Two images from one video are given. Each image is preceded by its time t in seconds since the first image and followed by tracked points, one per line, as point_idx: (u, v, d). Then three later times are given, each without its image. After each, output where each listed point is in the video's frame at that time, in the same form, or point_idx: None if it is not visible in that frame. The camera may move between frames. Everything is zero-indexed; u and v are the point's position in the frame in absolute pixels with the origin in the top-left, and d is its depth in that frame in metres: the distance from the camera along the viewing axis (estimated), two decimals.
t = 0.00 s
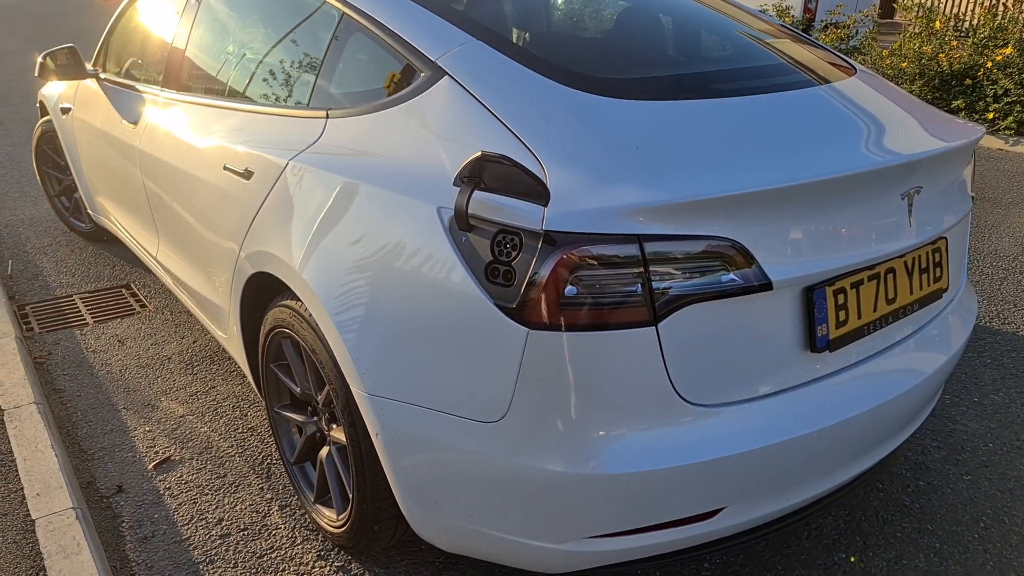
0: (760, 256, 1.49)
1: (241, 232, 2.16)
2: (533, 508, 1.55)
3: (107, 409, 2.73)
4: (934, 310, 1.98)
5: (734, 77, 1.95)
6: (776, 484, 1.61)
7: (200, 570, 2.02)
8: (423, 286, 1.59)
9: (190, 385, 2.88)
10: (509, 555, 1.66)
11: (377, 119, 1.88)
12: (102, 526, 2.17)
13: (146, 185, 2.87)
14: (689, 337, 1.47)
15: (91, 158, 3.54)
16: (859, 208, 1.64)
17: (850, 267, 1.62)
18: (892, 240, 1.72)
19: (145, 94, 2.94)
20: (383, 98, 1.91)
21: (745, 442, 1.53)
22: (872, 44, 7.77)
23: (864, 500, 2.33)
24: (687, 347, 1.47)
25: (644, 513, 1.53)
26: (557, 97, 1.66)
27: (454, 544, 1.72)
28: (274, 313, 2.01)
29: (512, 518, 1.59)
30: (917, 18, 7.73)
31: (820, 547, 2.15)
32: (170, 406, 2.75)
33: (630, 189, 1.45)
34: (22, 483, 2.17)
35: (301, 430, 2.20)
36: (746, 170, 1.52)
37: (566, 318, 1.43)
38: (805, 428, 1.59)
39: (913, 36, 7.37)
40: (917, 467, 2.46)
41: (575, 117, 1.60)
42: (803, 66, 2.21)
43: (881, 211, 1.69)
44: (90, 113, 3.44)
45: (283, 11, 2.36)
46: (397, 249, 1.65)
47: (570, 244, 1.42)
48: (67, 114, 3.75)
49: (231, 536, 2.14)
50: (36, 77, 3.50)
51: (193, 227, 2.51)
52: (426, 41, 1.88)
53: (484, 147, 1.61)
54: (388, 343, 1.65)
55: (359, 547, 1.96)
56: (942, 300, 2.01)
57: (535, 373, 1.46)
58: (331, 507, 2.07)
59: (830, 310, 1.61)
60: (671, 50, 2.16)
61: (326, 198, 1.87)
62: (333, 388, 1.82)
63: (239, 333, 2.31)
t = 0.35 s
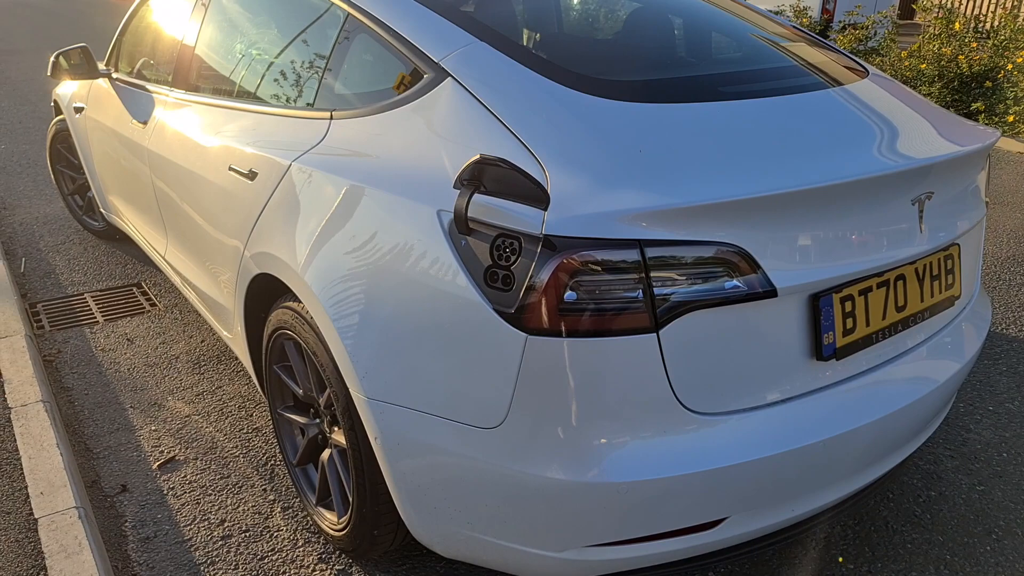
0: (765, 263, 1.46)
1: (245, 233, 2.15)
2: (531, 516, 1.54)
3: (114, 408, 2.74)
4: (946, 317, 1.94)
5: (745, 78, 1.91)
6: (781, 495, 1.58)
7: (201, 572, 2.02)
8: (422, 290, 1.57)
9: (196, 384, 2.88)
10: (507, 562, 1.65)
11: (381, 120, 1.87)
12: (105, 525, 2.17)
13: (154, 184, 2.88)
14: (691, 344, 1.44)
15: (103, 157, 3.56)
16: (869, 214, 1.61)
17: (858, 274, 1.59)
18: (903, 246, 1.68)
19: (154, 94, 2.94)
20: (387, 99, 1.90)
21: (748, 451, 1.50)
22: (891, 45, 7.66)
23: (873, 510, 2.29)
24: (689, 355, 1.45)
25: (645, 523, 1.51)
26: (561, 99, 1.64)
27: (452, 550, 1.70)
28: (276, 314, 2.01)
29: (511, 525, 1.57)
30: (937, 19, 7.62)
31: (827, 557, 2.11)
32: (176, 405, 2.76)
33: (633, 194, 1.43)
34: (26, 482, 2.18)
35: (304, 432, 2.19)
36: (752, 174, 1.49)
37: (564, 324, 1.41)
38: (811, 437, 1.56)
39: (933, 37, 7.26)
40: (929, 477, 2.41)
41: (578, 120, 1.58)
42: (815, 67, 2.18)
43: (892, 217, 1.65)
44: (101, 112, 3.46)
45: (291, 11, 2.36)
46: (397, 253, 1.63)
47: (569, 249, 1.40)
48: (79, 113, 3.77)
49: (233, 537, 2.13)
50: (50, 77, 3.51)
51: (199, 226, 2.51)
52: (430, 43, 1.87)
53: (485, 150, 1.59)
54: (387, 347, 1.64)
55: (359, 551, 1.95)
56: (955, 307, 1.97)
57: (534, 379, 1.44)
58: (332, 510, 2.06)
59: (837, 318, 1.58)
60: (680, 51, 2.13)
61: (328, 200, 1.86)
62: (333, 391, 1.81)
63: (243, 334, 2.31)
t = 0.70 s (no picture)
0: (773, 267, 1.43)
1: (250, 233, 2.15)
2: (532, 521, 1.51)
3: (122, 405, 2.75)
4: (962, 323, 1.90)
5: (757, 78, 1.87)
6: (789, 504, 1.54)
7: (204, 572, 2.02)
8: (423, 292, 1.56)
9: (204, 383, 2.89)
10: (508, 567, 1.63)
11: (386, 120, 1.86)
12: (111, 524, 2.18)
13: (164, 183, 2.88)
14: (696, 349, 1.41)
15: (116, 156, 3.57)
16: (882, 217, 1.57)
17: (869, 279, 1.55)
18: (916, 251, 1.64)
19: (165, 93, 2.95)
20: (393, 99, 1.89)
21: (754, 459, 1.47)
22: (911, 45, 7.55)
23: (886, 519, 2.25)
24: (693, 360, 1.42)
25: (647, 530, 1.48)
26: (567, 98, 1.62)
27: (453, 555, 1.68)
28: (281, 314, 2.00)
29: (511, 530, 1.55)
30: (959, 20, 7.50)
31: (837, 567, 2.07)
32: (184, 404, 2.76)
33: (637, 195, 1.40)
34: (33, 479, 2.18)
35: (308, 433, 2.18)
36: (760, 175, 1.46)
37: (566, 328, 1.38)
38: (820, 445, 1.52)
39: (954, 38, 7.15)
40: (943, 486, 2.36)
41: (583, 119, 1.55)
42: (830, 67, 2.14)
43: (906, 220, 1.61)
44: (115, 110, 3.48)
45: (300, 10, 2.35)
46: (399, 254, 1.62)
47: (572, 251, 1.38)
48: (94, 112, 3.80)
49: (237, 537, 2.13)
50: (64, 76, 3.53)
51: (207, 225, 2.51)
52: (436, 42, 1.85)
53: (489, 150, 1.57)
54: (389, 349, 1.62)
55: (362, 553, 1.93)
56: (971, 313, 1.92)
57: (535, 383, 1.42)
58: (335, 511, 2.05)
59: (847, 323, 1.54)
60: (690, 51, 2.10)
61: (332, 200, 1.84)
62: (335, 392, 1.80)
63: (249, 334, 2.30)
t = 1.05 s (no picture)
0: (776, 272, 1.40)
1: (254, 233, 2.15)
2: (530, 528, 1.50)
3: (130, 404, 2.76)
4: (974, 330, 1.85)
5: (765, 78, 1.84)
6: (793, 513, 1.51)
7: (205, 572, 2.02)
8: (423, 295, 1.55)
9: (212, 382, 2.89)
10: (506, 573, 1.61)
11: (388, 121, 1.84)
12: (115, 522, 2.18)
13: (173, 182, 2.89)
14: (696, 355, 1.39)
15: (128, 154, 3.59)
16: (892, 221, 1.53)
17: (877, 285, 1.52)
18: (926, 256, 1.60)
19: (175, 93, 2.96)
20: (395, 99, 1.88)
21: (757, 468, 1.44)
22: (931, 47, 7.44)
23: (896, 529, 2.21)
24: (693, 366, 1.39)
25: (646, 538, 1.46)
26: (569, 99, 1.60)
27: (451, 560, 1.67)
28: (284, 315, 2.00)
29: (509, 536, 1.53)
30: (980, 21, 7.38)
31: None
32: (191, 403, 2.77)
33: (638, 199, 1.38)
34: (39, 476, 2.19)
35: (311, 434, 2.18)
36: (765, 179, 1.43)
37: (564, 332, 1.37)
38: (825, 454, 1.49)
39: (975, 39, 7.04)
40: (955, 496, 2.32)
41: (585, 121, 1.53)
42: (841, 68, 2.10)
43: (916, 225, 1.57)
44: (127, 110, 3.50)
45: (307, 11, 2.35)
46: (399, 257, 1.61)
47: (571, 255, 1.36)
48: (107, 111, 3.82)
49: (239, 537, 2.13)
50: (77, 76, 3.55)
51: (213, 225, 2.51)
52: (440, 42, 1.84)
53: (489, 151, 1.55)
54: (388, 352, 1.61)
55: (362, 556, 1.92)
56: (984, 320, 1.88)
57: (532, 388, 1.40)
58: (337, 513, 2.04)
59: (853, 330, 1.51)
60: (700, 51, 2.07)
61: (335, 200, 1.84)
62: (336, 394, 1.79)
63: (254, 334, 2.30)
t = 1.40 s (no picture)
0: (780, 273, 1.38)
1: (259, 229, 2.15)
2: (528, 529, 1.48)
3: (139, 399, 2.77)
4: (988, 333, 1.81)
5: (774, 76, 1.81)
6: (797, 519, 1.48)
7: (207, 568, 2.02)
8: (423, 293, 1.53)
9: (220, 379, 2.90)
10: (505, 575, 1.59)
11: (392, 117, 1.84)
12: (119, 517, 2.19)
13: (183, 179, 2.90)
14: (698, 356, 1.37)
15: (141, 151, 3.62)
16: (901, 222, 1.50)
17: (884, 287, 1.48)
18: (937, 258, 1.57)
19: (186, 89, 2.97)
20: (399, 96, 1.87)
21: (759, 473, 1.41)
22: (952, 47, 7.33)
23: (905, 536, 2.17)
24: (695, 368, 1.37)
25: (646, 541, 1.44)
26: (572, 96, 1.58)
27: (450, 561, 1.65)
28: (287, 312, 2.00)
29: (508, 538, 1.52)
30: (1003, 21, 7.26)
31: None
32: (198, 399, 2.78)
33: (639, 197, 1.36)
34: (45, 470, 2.21)
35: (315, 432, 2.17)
36: (770, 177, 1.40)
37: (562, 332, 1.35)
38: (830, 459, 1.46)
39: (997, 40, 6.93)
40: (968, 503, 2.28)
41: (588, 118, 1.51)
42: (852, 65, 2.07)
43: (926, 225, 1.54)
44: (140, 107, 3.52)
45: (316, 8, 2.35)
46: (400, 254, 1.60)
47: (570, 254, 1.34)
48: (121, 108, 3.85)
49: (242, 534, 2.13)
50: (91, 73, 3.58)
51: (220, 221, 2.52)
52: (444, 38, 1.83)
53: (490, 148, 1.54)
54: (388, 350, 1.61)
55: (362, 554, 1.92)
56: (998, 324, 1.84)
57: (530, 388, 1.39)
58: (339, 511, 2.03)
59: (860, 333, 1.48)
60: (708, 49, 2.04)
61: (338, 196, 1.83)
62: (337, 392, 1.79)
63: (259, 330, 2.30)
